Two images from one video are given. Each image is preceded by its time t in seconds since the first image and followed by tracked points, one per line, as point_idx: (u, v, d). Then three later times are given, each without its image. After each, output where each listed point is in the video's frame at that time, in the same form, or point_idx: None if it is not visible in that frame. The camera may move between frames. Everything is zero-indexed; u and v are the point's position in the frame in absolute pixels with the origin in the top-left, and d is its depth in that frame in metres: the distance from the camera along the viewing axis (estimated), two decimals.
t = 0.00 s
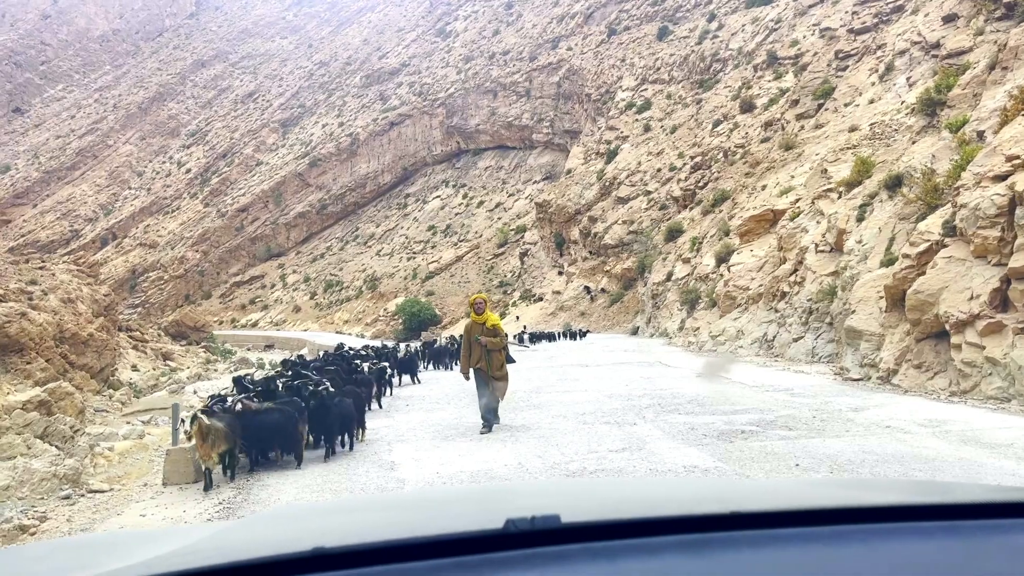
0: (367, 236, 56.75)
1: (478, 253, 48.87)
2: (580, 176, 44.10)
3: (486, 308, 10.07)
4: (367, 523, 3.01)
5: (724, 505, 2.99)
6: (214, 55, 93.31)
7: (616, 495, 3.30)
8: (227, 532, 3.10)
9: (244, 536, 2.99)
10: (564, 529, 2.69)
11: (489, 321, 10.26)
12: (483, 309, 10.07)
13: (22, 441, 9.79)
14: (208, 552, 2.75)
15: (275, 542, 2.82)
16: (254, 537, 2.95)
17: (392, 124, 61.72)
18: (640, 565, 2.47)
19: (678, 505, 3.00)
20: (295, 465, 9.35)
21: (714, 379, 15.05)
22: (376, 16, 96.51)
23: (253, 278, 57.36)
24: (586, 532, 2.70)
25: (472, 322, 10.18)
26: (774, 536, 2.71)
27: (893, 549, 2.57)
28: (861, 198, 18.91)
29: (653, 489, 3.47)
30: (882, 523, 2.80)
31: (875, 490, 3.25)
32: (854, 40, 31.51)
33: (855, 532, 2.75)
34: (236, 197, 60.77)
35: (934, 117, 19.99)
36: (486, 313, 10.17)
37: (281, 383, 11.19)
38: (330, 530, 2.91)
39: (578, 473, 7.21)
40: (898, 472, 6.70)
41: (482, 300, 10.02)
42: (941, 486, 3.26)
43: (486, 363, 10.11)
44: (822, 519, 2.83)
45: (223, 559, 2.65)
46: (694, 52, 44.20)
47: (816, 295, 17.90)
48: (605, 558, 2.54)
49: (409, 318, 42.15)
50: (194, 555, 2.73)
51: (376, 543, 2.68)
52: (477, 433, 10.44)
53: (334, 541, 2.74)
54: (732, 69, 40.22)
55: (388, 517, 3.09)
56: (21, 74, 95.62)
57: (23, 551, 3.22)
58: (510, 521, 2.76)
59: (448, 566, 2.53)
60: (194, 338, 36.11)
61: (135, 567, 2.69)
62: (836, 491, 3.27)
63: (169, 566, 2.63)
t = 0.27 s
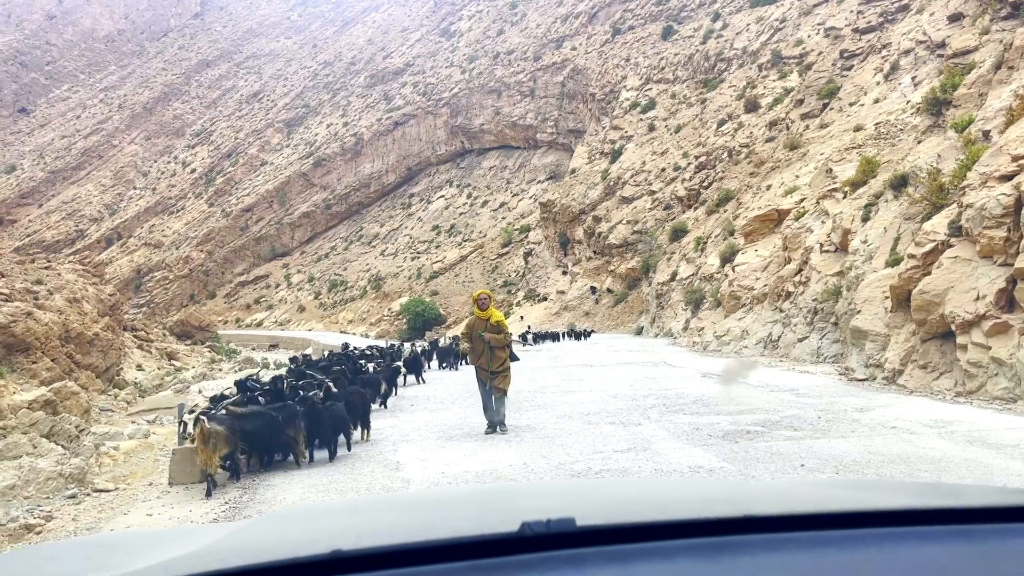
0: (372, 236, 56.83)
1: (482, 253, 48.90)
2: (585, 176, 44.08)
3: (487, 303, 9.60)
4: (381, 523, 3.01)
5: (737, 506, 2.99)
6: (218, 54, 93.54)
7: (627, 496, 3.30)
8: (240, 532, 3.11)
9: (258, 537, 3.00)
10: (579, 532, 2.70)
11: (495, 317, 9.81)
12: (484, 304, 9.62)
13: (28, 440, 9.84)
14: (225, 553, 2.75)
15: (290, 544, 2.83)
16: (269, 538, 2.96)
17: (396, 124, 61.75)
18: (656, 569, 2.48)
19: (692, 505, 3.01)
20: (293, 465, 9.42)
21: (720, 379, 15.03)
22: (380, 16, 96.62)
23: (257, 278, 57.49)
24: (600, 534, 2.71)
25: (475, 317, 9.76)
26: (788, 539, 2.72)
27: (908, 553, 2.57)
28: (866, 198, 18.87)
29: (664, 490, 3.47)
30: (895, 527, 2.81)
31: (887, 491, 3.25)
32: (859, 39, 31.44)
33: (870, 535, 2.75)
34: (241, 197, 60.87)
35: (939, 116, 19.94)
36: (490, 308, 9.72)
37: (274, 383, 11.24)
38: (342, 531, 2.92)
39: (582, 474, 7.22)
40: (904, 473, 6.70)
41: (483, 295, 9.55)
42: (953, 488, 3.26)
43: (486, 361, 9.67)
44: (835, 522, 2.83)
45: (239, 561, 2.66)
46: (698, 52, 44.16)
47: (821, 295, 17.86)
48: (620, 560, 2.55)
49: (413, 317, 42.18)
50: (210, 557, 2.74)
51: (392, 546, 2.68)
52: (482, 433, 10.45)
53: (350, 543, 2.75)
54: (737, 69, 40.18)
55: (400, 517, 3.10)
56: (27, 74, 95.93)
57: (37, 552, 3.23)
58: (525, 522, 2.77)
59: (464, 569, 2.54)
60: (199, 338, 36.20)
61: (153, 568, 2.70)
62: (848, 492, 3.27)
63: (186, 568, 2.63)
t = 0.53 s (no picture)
0: (375, 236, 56.90)
1: (486, 253, 48.92)
2: (588, 176, 44.05)
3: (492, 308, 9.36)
4: (382, 525, 3.01)
5: (739, 507, 3.00)
6: (222, 54, 93.70)
7: (629, 496, 3.30)
8: (241, 534, 3.11)
9: (259, 537, 3.00)
10: (578, 530, 2.71)
11: (501, 322, 9.56)
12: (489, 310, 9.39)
13: (33, 439, 9.88)
14: (228, 553, 2.77)
15: (290, 545, 2.83)
16: (268, 539, 2.96)
17: (400, 124, 61.77)
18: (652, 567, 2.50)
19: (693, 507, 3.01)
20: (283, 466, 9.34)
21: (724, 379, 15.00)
22: (384, 16, 96.69)
23: (261, 277, 57.61)
24: (599, 535, 2.72)
25: (481, 322, 9.54)
26: (790, 539, 2.71)
27: (909, 553, 2.57)
28: (870, 198, 18.84)
29: (667, 491, 3.46)
30: (894, 527, 2.81)
31: (887, 492, 3.26)
32: (863, 38, 31.38)
33: (871, 536, 2.74)
34: (245, 196, 60.96)
35: (943, 116, 19.89)
36: (495, 314, 9.46)
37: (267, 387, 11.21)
38: (343, 533, 2.93)
39: (586, 473, 7.23)
40: (908, 473, 6.69)
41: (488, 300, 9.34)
42: (953, 488, 3.26)
43: (487, 366, 9.45)
44: (835, 523, 2.83)
45: (239, 562, 2.66)
46: (702, 51, 44.12)
47: (825, 295, 17.83)
48: (619, 560, 2.55)
49: (417, 317, 42.20)
50: (210, 557, 2.74)
51: (392, 545, 2.70)
52: (485, 433, 10.45)
53: (351, 542, 2.77)
54: (741, 68, 40.16)
55: (402, 519, 3.10)
56: (32, 74, 96.11)
57: (36, 551, 3.23)
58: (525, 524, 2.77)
59: (465, 568, 2.55)
60: (203, 338, 36.27)
61: (155, 568, 2.71)
62: (849, 492, 3.27)
63: (186, 568, 2.64)
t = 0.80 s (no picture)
0: (379, 235, 56.94)
1: (489, 253, 48.94)
2: (592, 176, 44.03)
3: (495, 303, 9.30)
4: (384, 522, 3.02)
5: (741, 504, 3.00)
6: (225, 54, 93.84)
7: (630, 494, 3.31)
8: (244, 531, 3.12)
9: (260, 534, 3.01)
10: (579, 527, 2.72)
11: (502, 317, 9.48)
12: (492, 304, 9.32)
13: (36, 438, 9.91)
14: (229, 550, 2.78)
15: (291, 541, 2.84)
16: (270, 536, 2.97)
17: (403, 123, 61.78)
18: (653, 563, 2.51)
19: (695, 504, 3.02)
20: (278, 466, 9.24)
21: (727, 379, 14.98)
22: (387, 16, 96.74)
23: (265, 277, 57.71)
24: (601, 531, 2.73)
25: (483, 317, 9.45)
26: (790, 536, 2.72)
27: (909, 550, 2.58)
28: (873, 197, 18.80)
29: (670, 490, 3.47)
30: (894, 524, 2.82)
31: (890, 489, 3.26)
32: (867, 37, 31.32)
33: (872, 532, 2.75)
34: (249, 196, 61.04)
35: (947, 115, 19.85)
36: (498, 308, 9.39)
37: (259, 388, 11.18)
38: (345, 529, 2.94)
39: (588, 473, 7.24)
40: (912, 473, 6.69)
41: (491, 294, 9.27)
42: (956, 486, 3.26)
43: (492, 362, 9.36)
44: (836, 520, 2.84)
45: (240, 558, 2.67)
46: (706, 51, 44.11)
47: (829, 295, 17.80)
48: (620, 556, 2.56)
49: (420, 317, 42.22)
50: (211, 553, 2.75)
51: (393, 540, 2.71)
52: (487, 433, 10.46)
53: (351, 539, 2.77)
54: (744, 68, 40.13)
55: (404, 515, 3.11)
56: (36, 74, 96.29)
57: (38, 548, 3.24)
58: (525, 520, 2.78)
59: (466, 563, 2.56)
60: (206, 337, 36.33)
61: (157, 565, 2.71)
62: (852, 490, 3.26)
63: (188, 564, 2.65)
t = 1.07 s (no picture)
0: (382, 235, 56.98)
1: (492, 252, 48.98)
2: (595, 175, 44.00)
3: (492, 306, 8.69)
4: (386, 522, 3.02)
5: (742, 505, 3.00)
6: (229, 55, 93.99)
7: (631, 495, 3.31)
8: (244, 530, 3.12)
9: (261, 533, 3.01)
10: (580, 527, 2.71)
11: (502, 322, 8.88)
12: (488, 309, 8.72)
13: (40, 438, 9.93)
14: (228, 550, 2.78)
15: (293, 541, 2.83)
16: (270, 535, 2.97)
17: (406, 123, 61.79)
18: (653, 563, 2.50)
19: (695, 505, 3.02)
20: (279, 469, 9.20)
21: (731, 378, 14.98)
22: (390, 16, 96.85)
23: (268, 277, 57.84)
24: (601, 531, 2.73)
25: (481, 323, 8.86)
26: (790, 536, 2.72)
27: (912, 550, 2.57)
28: (877, 197, 18.76)
29: (672, 490, 3.46)
30: (896, 525, 2.80)
31: (894, 489, 3.25)
32: (870, 37, 31.28)
33: (874, 532, 2.74)
34: (252, 196, 61.12)
35: (951, 115, 19.79)
36: (495, 313, 8.80)
37: (257, 389, 11.16)
38: (346, 528, 2.94)
39: (591, 473, 7.24)
40: (915, 473, 6.68)
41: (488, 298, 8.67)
42: (960, 486, 3.24)
43: (492, 371, 8.76)
44: (837, 519, 2.83)
45: (240, 557, 2.67)
46: (709, 50, 44.10)
47: (832, 295, 17.78)
48: (620, 556, 2.56)
49: (423, 316, 42.26)
50: (212, 554, 2.75)
51: (393, 540, 2.71)
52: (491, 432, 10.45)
53: (352, 538, 2.77)
54: (748, 67, 40.10)
55: (405, 515, 3.10)
56: (40, 74, 96.43)
57: (39, 548, 3.24)
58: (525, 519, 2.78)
59: (466, 562, 2.56)
60: (210, 337, 36.39)
61: (158, 564, 2.72)
62: (855, 490, 3.25)
63: (189, 563, 2.65)
